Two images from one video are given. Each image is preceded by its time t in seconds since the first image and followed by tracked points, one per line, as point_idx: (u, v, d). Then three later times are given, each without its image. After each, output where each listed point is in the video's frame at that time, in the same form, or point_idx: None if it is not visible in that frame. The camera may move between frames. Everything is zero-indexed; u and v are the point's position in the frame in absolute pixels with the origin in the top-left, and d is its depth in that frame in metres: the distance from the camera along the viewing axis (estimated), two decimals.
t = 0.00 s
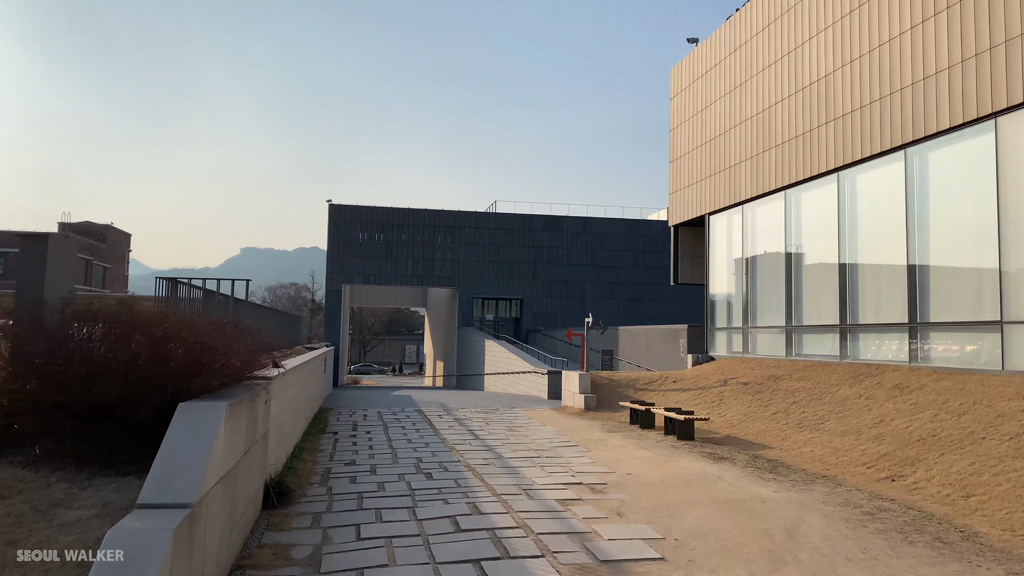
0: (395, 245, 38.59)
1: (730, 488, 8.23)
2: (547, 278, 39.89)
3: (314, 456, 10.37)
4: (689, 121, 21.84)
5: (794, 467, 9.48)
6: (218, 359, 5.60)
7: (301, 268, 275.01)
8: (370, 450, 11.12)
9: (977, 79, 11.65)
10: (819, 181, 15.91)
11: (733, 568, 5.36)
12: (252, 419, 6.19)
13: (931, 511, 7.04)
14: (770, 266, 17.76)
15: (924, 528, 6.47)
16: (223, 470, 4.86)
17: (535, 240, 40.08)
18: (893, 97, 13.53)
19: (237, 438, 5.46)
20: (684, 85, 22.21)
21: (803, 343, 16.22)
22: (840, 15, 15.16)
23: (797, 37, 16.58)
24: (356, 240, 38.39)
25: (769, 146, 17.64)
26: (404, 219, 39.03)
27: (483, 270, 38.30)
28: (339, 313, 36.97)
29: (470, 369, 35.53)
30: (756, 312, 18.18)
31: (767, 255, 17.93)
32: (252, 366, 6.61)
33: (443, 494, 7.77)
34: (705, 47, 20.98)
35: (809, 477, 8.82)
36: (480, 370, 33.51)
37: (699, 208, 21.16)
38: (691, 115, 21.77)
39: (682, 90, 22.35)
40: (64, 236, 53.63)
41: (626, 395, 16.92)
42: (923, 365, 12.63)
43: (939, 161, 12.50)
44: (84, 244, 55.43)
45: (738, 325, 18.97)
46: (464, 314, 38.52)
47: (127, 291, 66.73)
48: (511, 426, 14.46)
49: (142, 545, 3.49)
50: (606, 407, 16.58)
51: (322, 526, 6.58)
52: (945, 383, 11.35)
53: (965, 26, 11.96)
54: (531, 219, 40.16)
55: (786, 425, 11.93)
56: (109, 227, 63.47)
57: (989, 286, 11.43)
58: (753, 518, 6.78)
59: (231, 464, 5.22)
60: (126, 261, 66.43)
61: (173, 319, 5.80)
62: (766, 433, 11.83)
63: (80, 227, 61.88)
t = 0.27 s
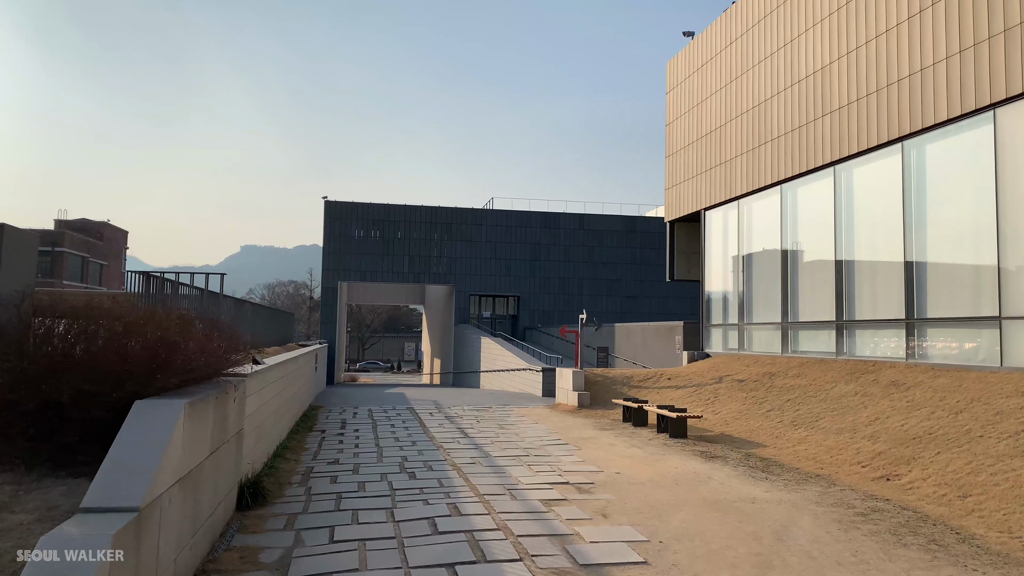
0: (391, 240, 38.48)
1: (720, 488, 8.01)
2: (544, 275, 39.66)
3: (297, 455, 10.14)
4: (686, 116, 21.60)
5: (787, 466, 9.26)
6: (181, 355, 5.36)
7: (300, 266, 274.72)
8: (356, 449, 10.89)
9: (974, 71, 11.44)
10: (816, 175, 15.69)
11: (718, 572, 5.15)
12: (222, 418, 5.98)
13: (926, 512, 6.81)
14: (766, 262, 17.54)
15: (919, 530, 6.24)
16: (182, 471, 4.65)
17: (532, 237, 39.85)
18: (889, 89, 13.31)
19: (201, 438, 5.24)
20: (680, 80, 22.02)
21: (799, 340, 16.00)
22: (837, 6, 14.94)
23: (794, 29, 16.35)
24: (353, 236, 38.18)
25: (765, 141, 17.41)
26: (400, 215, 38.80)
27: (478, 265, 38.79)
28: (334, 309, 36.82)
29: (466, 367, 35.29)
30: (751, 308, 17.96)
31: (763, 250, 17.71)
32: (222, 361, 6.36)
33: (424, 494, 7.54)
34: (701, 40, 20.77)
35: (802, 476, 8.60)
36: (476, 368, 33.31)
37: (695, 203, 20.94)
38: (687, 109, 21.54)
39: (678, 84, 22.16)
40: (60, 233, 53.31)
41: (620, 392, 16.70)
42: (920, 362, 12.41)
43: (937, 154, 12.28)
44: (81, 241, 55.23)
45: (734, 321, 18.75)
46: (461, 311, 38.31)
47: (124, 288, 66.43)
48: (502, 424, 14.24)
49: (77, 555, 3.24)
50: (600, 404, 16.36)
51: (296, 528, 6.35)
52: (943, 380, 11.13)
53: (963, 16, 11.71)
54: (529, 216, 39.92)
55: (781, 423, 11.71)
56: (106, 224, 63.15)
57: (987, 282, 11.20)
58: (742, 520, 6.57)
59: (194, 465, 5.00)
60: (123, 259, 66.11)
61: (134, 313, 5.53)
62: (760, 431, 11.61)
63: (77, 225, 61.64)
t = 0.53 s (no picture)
0: (390, 239, 38.28)
1: (714, 493, 7.79)
2: (544, 273, 39.42)
3: (283, 458, 9.92)
4: (684, 113, 21.35)
5: (785, 470, 9.03)
6: (151, 356, 5.14)
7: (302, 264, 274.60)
8: (345, 451, 10.67)
9: (976, 65, 11.19)
10: (815, 172, 15.44)
11: None
12: (194, 423, 5.74)
13: (927, 520, 6.58)
14: (766, 260, 17.31)
15: (920, 539, 6.01)
16: (143, 479, 4.40)
17: (531, 235, 39.61)
18: (889, 85, 13.08)
19: (168, 443, 5.00)
20: (679, 76, 21.78)
21: (799, 339, 15.76)
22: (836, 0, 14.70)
23: (793, 25, 16.11)
24: (351, 235, 37.97)
25: (764, 138, 17.16)
26: (399, 214, 38.59)
27: (475, 264, 38.62)
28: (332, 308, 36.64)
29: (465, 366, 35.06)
30: (751, 307, 17.72)
31: (762, 249, 17.47)
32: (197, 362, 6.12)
33: (409, 500, 7.32)
34: (700, 36, 20.52)
35: (800, 481, 8.37)
36: (474, 367, 33.11)
37: (694, 201, 20.71)
38: (686, 106, 21.30)
39: (677, 81, 21.92)
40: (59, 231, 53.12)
41: (617, 393, 16.48)
42: (922, 363, 12.16)
43: (939, 150, 12.02)
44: (80, 240, 55.04)
45: (733, 321, 18.52)
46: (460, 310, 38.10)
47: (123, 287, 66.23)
48: (496, 425, 14.02)
49: (38, 565, 3.08)
50: (596, 405, 16.13)
51: (273, 536, 6.12)
52: (945, 381, 10.89)
53: (965, 10, 11.46)
54: (528, 214, 39.68)
55: (779, 425, 11.48)
56: (105, 222, 62.94)
57: (990, 281, 10.95)
58: (736, 527, 6.34)
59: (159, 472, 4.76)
60: (122, 257, 65.92)
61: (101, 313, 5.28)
62: (758, 433, 11.38)
63: (76, 224, 61.46)
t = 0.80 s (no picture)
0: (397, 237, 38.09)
1: (721, 496, 7.51)
2: (552, 272, 39.13)
3: (281, 458, 9.70)
4: (694, 108, 21.04)
5: (796, 472, 8.73)
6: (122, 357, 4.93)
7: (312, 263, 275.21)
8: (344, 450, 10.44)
9: (992, 54, 10.85)
10: (826, 167, 15.11)
11: None
12: (178, 423, 5.53)
13: (944, 527, 6.28)
14: (776, 258, 16.98)
15: (937, 547, 5.72)
16: (114, 481, 4.18)
17: (540, 233, 39.32)
18: (898, 78, 12.84)
19: (146, 444, 4.78)
20: (688, 70, 21.46)
21: (810, 338, 15.42)
22: None
23: (802, 17, 15.84)
24: (358, 233, 37.79)
25: (774, 132, 16.82)
26: (407, 212, 38.38)
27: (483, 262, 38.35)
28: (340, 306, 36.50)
29: (472, 365, 34.83)
30: (761, 305, 17.40)
31: (773, 246, 17.14)
32: (182, 357, 5.92)
33: (404, 503, 7.07)
34: (709, 30, 20.22)
35: (811, 484, 8.07)
36: (482, 366, 32.86)
37: (703, 197, 20.39)
38: (694, 101, 21.02)
39: (686, 75, 21.61)
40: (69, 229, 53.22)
41: (625, 392, 16.19)
42: (936, 362, 11.82)
43: (954, 143, 11.67)
44: (90, 238, 55.15)
45: (743, 319, 18.20)
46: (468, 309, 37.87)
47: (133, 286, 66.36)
48: (501, 425, 13.78)
49: None
50: (603, 405, 15.85)
51: (260, 541, 5.89)
52: (961, 381, 10.56)
53: None
54: (536, 212, 39.39)
55: (789, 425, 11.17)
56: (115, 221, 63.05)
57: (1007, 277, 10.61)
58: (743, 533, 6.07)
59: (135, 475, 4.54)
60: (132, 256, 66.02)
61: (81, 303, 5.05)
62: (767, 434, 11.07)
63: (86, 222, 61.61)
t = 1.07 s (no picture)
0: (424, 237, 37.97)
1: (751, 504, 7.15)
2: (580, 270, 38.75)
3: (298, 461, 9.52)
4: (723, 103, 20.59)
5: (830, 479, 8.33)
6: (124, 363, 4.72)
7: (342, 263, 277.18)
8: (362, 453, 10.23)
9: None
10: (861, 161, 14.61)
11: None
12: (181, 427, 5.33)
13: (991, 541, 5.87)
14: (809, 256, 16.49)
15: (984, 563, 5.33)
16: (105, 490, 3.98)
17: (567, 232, 38.96)
18: (929, 72, 12.51)
19: (144, 450, 4.58)
20: (718, 64, 21.01)
21: (844, 338, 14.93)
22: None
23: (833, 7, 15.39)
24: (385, 233, 37.75)
25: (807, 126, 16.33)
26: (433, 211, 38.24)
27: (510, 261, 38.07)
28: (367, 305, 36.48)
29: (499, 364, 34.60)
30: (793, 304, 16.92)
31: (806, 243, 16.66)
32: (185, 360, 5.69)
33: (419, 510, 6.82)
34: (738, 22, 19.75)
35: (846, 491, 7.68)
36: (509, 365, 32.64)
37: (733, 194, 19.92)
38: (724, 96, 20.56)
39: (715, 69, 21.14)
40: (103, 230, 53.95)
41: (652, 393, 15.83)
42: (979, 363, 11.31)
43: (998, 133, 11.14)
44: (123, 239, 55.89)
45: (775, 319, 17.73)
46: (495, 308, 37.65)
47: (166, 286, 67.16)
48: (525, 426, 13.50)
49: None
50: (630, 406, 15.51)
51: (267, 549, 5.68)
52: (1006, 383, 10.06)
53: None
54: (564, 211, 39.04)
55: (823, 429, 10.75)
56: (147, 222, 63.83)
57: None
58: (774, 546, 5.74)
59: (130, 483, 4.34)
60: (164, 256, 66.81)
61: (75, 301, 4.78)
62: (800, 438, 10.67)
63: (119, 223, 62.47)
